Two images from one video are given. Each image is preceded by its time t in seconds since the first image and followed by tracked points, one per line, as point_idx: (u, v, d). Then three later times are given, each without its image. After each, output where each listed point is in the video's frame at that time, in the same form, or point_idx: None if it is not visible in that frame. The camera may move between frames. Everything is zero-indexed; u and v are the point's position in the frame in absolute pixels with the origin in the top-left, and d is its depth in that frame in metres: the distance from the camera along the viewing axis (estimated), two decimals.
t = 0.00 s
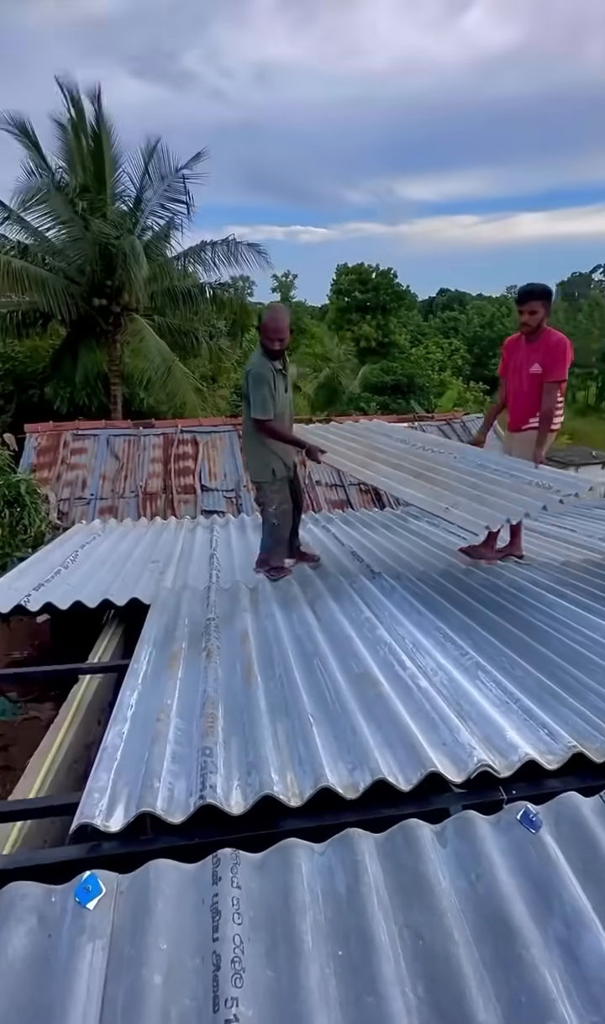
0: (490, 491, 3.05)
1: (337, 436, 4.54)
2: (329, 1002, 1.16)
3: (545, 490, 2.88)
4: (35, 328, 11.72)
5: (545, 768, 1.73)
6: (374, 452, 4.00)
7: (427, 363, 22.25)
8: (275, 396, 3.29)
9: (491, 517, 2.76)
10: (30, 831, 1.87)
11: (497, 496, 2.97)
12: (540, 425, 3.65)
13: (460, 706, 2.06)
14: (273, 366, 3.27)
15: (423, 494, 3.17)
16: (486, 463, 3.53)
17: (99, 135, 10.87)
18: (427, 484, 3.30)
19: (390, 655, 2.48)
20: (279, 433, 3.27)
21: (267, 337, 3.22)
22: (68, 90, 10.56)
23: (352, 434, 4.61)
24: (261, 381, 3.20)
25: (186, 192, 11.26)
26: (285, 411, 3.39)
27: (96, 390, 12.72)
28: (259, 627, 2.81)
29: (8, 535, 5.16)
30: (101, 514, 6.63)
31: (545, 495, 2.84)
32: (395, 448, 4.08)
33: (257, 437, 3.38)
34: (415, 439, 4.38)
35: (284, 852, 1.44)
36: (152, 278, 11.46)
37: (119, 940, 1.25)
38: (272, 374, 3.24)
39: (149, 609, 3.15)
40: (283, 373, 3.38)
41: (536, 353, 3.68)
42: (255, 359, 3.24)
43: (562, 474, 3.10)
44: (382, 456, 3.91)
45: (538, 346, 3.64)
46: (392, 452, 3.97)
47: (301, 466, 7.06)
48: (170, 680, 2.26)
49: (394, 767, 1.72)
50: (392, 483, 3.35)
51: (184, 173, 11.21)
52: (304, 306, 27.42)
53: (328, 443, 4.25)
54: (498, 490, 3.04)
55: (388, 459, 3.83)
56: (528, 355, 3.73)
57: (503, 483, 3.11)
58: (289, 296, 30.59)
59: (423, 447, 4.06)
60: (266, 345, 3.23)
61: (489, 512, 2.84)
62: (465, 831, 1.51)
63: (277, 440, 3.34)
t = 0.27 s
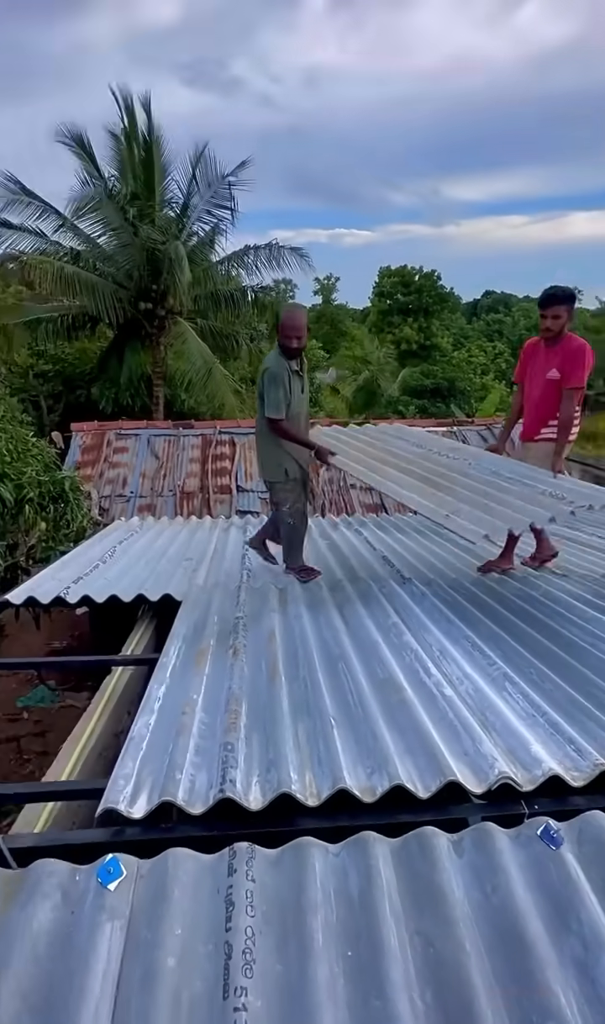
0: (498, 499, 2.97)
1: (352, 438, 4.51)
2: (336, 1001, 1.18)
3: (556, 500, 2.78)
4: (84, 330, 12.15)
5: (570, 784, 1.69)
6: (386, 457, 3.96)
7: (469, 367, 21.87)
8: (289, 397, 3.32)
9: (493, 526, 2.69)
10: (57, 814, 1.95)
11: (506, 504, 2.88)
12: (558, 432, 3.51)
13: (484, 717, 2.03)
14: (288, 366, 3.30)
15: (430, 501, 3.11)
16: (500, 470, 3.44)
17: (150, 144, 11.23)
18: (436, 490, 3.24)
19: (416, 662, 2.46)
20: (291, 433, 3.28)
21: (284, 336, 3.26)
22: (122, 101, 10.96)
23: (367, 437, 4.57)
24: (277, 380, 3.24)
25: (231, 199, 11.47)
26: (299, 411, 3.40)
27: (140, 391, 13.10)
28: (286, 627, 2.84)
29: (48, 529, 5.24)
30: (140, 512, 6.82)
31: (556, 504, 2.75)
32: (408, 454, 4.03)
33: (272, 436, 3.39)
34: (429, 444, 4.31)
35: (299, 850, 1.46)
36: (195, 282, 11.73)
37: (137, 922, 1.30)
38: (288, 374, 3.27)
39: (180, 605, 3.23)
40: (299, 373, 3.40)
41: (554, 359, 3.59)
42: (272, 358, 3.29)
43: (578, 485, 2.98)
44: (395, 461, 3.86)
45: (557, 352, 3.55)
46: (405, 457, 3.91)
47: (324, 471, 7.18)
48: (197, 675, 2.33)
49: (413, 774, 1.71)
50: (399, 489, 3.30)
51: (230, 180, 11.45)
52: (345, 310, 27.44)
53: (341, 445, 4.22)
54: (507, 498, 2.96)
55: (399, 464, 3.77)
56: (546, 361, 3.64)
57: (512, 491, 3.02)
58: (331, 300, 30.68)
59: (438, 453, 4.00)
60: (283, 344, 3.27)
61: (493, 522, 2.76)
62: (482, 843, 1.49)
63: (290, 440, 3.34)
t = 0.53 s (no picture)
0: (499, 504, 2.92)
1: (364, 441, 4.52)
2: (341, 993, 1.21)
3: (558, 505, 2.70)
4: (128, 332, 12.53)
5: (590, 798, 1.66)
6: (396, 461, 3.94)
7: (510, 369, 21.39)
8: (297, 404, 3.38)
9: (489, 531, 2.65)
10: (85, 794, 2.04)
11: (507, 509, 2.83)
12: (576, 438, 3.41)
13: (505, 726, 2.02)
14: (298, 373, 3.36)
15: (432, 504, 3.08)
16: (508, 475, 3.37)
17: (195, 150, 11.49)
18: (438, 494, 3.22)
19: (439, 667, 2.46)
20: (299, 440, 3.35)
21: (296, 344, 3.31)
22: (171, 108, 11.25)
23: (380, 440, 4.56)
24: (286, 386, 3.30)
25: (272, 202, 11.64)
26: (306, 419, 3.46)
27: (179, 391, 13.43)
28: (311, 628, 2.88)
29: (87, 524, 5.45)
30: (175, 509, 6.99)
31: (560, 508, 2.67)
32: (418, 457, 4.00)
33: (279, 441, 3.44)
34: (442, 448, 4.26)
35: (311, 844, 1.49)
36: (234, 285, 11.93)
37: (153, 902, 1.36)
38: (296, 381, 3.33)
39: (209, 602, 3.32)
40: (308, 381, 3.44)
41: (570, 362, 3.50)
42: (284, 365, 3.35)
43: (586, 490, 2.89)
44: (403, 465, 3.85)
45: (573, 354, 3.46)
46: (415, 461, 3.89)
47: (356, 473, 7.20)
48: (222, 670, 2.39)
49: (428, 778, 1.72)
50: (402, 492, 3.29)
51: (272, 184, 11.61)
52: (385, 312, 27.32)
53: (351, 448, 4.23)
54: (508, 503, 2.91)
55: (407, 468, 3.76)
56: (562, 364, 3.56)
57: (515, 496, 2.96)
58: (371, 301, 30.57)
59: (449, 457, 3.95)
60: (295, 352, 3.32)
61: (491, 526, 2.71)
62: (495, 850, 1.49)
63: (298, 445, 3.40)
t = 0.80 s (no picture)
0: (503, 510, 2.89)
1: (376, 438, 4.50)
2: (349, 985, 1.22)
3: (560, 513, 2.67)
4: (165, 332, 12.79)
5: None
6: (406, 460, 3.93)
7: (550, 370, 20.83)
8: (310, 402, 3.46)
9: (485, 539, 2.65)
10: (110, 778, 2.12)
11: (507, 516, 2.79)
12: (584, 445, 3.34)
13: (527, 732, 1.99)
14: (313, 372, 3.43)
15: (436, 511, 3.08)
16: (517, 476, 3.31)
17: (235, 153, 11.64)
18: (440, 497, 3.20)
19: (462, 670, 2.44)
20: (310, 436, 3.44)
21: (313, 343, 3.37)
22: (212, 112, 11.42)
23: (392, 437, 4.54)
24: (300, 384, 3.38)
25: (309, 203, 11.70)
26: (319, 417, 3.54)
27: (213, 391, 13.64)
28: (334, 627, 2.90)
29: (121, 519, 5.61)
30: (206, 506, 7.10)
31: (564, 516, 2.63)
32: (429, 456, 3.97)
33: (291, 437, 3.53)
34: (454, 444, 4.19)
35: (326, 837, 1.51)
36: (269, 285, 12.01)
37: (171, 883, 1.41)
38: (310, 379, 3.41)
39: (236, 597, 3.38)
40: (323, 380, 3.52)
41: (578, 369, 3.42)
42: (300, 363, 3.42)
43: (593, 496, 2.83)
44: (413, 464, 3.83)
45: (581, 361, 3.38)
46: (425, 461, 3.86)
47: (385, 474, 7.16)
48: (245, 664, 2.44)
49: (446, 780, 1.72)
50: (407, 495, 3.29)
51: (309, 184, 11.66)
52: (421, 312, 27.03)
53: (361, 446, 4.22)
54: (512, 509, 2.88)
55: (416, 467, 3.74)
56: (570, 371, 3.48)
57: (519, 501, 2.92)
58: (407, 301, 30.31)
59: (461, 455, 3.89)
60: (312, 351, 3.39)
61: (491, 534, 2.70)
62: (512, 857, 1.47)
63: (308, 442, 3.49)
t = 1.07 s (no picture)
0: (506, 522, 2.91)
1: (385, 433, 4.47)
2: (359, 975, 1.23)
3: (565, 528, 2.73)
4: (196, 331, 12.97)
5: None
6: (413, 459, 3.91)
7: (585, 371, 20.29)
8: (323, 403, 3.48)
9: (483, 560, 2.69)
10: (133, 763, 2.17)
11: (505, 534, 2.82)
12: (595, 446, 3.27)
13: (548, 736, 1.96)
14: (327, 373, 3.45)
15: (440, 518, 3.10)
16: (524, 481, 3.31)
17: (268, 153, 11.72)
18: (442, 505, 3.23)
19: (483, 671, 2.42)
20: (321, 437, 3.46)
21: (330, 345, 3.37)
22: (246, 112, 11.51)
23: (403, 429, 4.48)
24: (313, 386, 3.39)
25: (341, 201, 11.69)
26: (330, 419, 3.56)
27: (241, 389, 13.77)
28: (356, 624, 2.91)
29: (149, 513, 5.72)
30: (231, 503, 7.18)
31: (570, 533, 2.69)
32: (438, 452, 3.94)
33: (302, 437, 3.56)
34: (466, 436, 4.12)
35: (340, 829, 1.52)
36: (299, 284, 12.05)
37: (187, 866, 1.44)
38: (324, 382, 3.43)
39: (258, 592, 3.41)
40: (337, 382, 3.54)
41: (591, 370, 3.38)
42: (314, 364, 3.43)
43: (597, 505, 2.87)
44: (419, 464, 3.81)
45: (594, 362, 3.35)
46: (433, 459, 3.83)
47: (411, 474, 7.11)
48: (265, 657, 2.47)
49: (463, 779, 1.71)
50: (410, 500, 3.31)
51: (341, 183, 11.65)
52: (452, 311, 26.67)
53: (369, 446, 4.23)
54: (514, 522, 2.90)
55: (422, 467, 3.73)
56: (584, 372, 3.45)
57: (525, 512, 2.94)
58: (439, 300, 29.95)
59: (472, 451, 3.85)
60: (328, 352, 3.39)
61: (493, 549, 2.74)
62: (528, 859, 1.46)
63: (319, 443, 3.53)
